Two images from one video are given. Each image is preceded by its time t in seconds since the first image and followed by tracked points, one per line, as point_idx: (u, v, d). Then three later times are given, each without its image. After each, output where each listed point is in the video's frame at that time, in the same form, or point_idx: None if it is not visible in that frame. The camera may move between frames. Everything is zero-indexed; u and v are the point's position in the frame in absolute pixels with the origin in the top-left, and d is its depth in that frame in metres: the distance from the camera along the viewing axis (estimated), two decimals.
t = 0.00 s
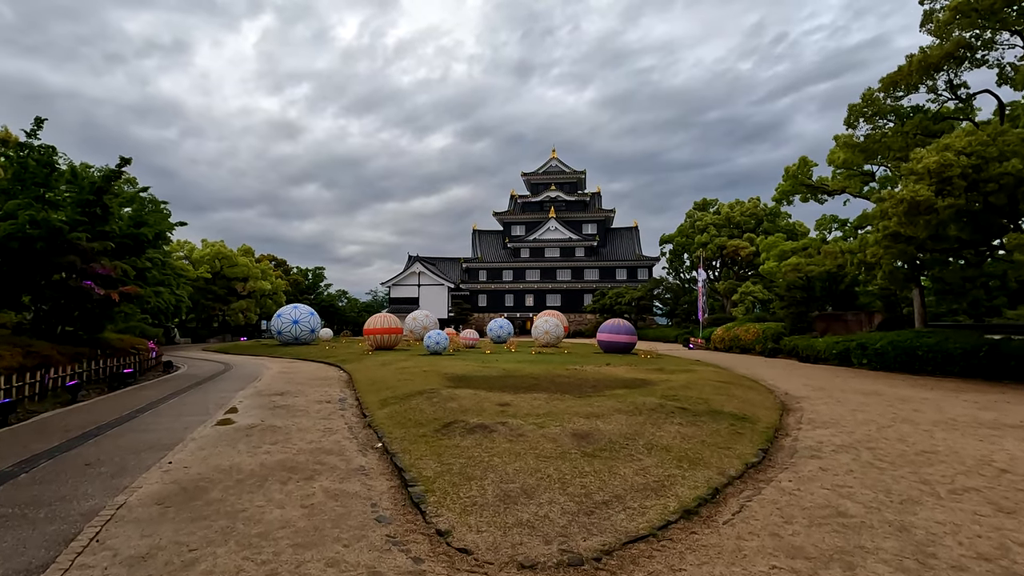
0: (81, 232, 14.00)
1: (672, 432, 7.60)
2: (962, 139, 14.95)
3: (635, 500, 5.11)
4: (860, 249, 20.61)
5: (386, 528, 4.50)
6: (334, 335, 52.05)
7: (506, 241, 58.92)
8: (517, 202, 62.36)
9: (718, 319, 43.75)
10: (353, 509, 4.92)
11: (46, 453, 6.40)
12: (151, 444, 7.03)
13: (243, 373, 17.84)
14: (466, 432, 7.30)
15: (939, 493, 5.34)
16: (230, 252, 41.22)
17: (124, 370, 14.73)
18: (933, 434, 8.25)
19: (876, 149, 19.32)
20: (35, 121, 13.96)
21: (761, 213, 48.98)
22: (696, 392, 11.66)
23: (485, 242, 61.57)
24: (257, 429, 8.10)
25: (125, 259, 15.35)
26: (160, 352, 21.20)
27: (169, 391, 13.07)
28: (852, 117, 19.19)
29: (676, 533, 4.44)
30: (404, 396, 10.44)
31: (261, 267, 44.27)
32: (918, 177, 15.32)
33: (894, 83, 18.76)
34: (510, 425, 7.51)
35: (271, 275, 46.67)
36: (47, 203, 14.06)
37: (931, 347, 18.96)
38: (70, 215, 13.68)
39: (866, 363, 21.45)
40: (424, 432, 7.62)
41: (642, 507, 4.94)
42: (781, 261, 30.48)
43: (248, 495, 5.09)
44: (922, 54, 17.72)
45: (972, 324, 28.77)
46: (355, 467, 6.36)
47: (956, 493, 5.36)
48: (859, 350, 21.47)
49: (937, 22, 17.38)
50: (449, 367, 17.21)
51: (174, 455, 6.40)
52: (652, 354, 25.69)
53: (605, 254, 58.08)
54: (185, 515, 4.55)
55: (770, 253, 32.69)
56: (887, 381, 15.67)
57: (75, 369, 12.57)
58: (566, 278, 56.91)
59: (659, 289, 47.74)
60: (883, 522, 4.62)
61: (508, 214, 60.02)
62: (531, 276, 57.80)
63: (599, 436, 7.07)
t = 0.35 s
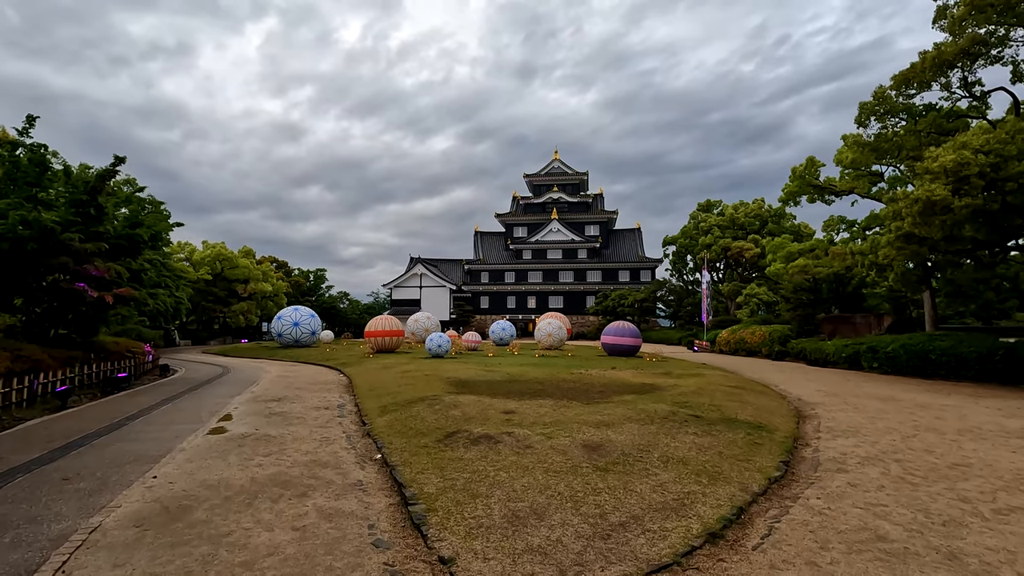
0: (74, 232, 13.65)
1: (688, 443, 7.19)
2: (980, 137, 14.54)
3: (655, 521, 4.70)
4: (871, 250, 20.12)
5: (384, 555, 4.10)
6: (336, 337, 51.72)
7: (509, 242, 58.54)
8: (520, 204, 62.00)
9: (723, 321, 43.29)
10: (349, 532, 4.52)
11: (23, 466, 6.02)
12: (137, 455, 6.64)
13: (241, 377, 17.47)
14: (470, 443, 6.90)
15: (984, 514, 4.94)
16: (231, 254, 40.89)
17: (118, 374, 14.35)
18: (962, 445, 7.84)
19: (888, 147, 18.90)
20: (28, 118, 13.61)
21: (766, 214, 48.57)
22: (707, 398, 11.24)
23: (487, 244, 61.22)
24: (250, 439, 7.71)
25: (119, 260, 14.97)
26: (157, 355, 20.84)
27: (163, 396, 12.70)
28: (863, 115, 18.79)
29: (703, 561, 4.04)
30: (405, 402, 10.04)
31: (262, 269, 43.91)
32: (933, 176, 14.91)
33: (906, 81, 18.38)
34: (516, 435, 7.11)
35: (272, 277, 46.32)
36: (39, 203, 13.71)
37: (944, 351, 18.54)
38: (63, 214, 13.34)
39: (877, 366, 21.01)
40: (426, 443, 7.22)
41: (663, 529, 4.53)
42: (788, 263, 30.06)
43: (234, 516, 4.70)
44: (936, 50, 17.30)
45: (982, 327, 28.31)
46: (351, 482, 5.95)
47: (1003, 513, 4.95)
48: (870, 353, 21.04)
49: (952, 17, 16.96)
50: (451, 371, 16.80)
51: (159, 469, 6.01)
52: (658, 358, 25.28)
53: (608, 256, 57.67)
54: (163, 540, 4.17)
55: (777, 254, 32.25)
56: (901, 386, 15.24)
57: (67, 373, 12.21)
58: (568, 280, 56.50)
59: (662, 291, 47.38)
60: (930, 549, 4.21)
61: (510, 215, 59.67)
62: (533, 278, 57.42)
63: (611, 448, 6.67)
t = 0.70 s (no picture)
0: (65, 232, 13.30)
1: (705, 452, 6.79)
2: (998, 133, 14.14)
3: (678, 540, 4.30)
4: (882, 250, 19.62)
5: None
6: (336, 339, 51.35)
7: (511, 244, 58.16)
8: (521, 205, 61.66)
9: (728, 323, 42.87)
10: (342, 553, 4.12)
11: None
12: (119, 466, 6.23)
13: (239, 380, 17.08)
14: (474, 452, 6.49)
15: None
16: (231, 255, 40.53)
17: (112, 377, 13.95)
18: (992, 454, 7.43)
19: (900, 146, 18.52)
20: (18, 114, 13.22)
21: (770, 215, 48.22)
22: (719, 402, 10.82)
23: (489, 245, 60.85)
24: (241, 447, 7.30)
25: (112, 260, 14.58)
26: (154, 357, 20.47)
27: (156, 400, 12.31)
28: (874, 112, 18.39)
29: None
30: (406, 407, 9.64)
31: (262, 270, 43.53)
32: (949, 173, 14.53)
33: (918, 77, 18.00)
34: (522, 444, 6.71)
35: (273, 278, 45.94)
36: (30, 202, 13.33)
37: (959, 353, 18.10)
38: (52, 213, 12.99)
39: (887, 369, 20.57)
40: (426, 451, 6.82)
41: (687, 550, 4.14)
42: (795, 264, 29.62)
43: (217, 537, 4.28)
44: (950, 46, 16.91)
45: (991, 329, 27.86)
46: (346, 495, 5.54)
47: None
48: (881, 356, 20.60)
49: (967, 12, 16.57)
50: (454, 374, 16.39)
51: (140, 481, 5.60)
52: (663, 360, 24.87)
53: (611, 257, 57.28)
54: (135, 565, 3.76)
55: (783, 255, 31.82)
56: (917, 390, 14.81)
57: (57, 376, 11.83)
58: (570, 281, 56.09)
59: (665, 292, 46.91)
60: None
61: (512, 216, 59.30)
62: (535, 279, 57.02)
63: (623, 458, 6.27)
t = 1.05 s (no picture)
0: (58, 231, 12.97)
1: (726, 463, 6.41)
2: (1018, 130, 13.78)
3: (708, 563, 3.93)
4: (893, 251, 19.19)
5: None
6: (337, 341, 50.97)
7: (513, 245, 57.77)
8: (523, 207, 61.35)
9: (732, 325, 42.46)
10: None
11: None
12: (104, 477, 5.86)
13: (237, 383, 16.69)
14: (482, 463, 6.11)
15: None
16: (232, 256, 40.17)
17: (107, 381, 13.56)
18: None
19: (912, 144, 18.12)
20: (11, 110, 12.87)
21: (775, 216, 47.91)
22: (733, 407, 10.45)
23: (491, 247, 60.53)
24: (236, 455, 6.93)
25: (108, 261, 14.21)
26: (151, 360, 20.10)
27: (151, 404, 11.94)
28: (886, 109, 18.02)
29: None
30: (409, 413, 9.25)
31: (263, 271, 43.17)
32: (967, 171, 14.17)
33: (932, 73, 17.64)
34: (532, 453, 6.34)
35: (274, 280, 45.59)
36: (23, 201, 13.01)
37: (973, 357, 17.71)
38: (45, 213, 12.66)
39: (899, 373, 20.18)
40: (431, 461, 6.45)
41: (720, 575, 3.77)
42: (802, 265, 29.21)
43: (205, 560, 3.91)
44: (964, 42, 16.56)
45: (1002, 331, 27.45)
46: (345, 510, 5.16)
47: None
48: (892, 359, 20.21)
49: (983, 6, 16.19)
50: (457, 377, 16.00)
51: (125, 495, 5.23)
52: (669, 363, 24.50)
53: (613, 259, 56.93)
54: None
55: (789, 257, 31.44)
56: (933, 394, 14.42)
57: (49, 380, 11.46)
58: (572, 283, 55.73)
59: (668, 294, 46.56)
60: None
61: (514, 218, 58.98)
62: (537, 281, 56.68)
63: (641, 469, 5.88)
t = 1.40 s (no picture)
0: (51, 233, 12.64)
1: (750, 478, 6.04)
2: None
3: None
4: (904, 254, 18.76)
5: None
6: (337, 345, 50.59)
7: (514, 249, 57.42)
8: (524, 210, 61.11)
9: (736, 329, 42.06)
10: None
11: None
12: (87, 494, 5.47)
13: (235, 389, 16.31)
14: (491, 478, 5.72)
15: None
16: (231, 260, 39.81)
17: (100, 387, 13.17)
18: None
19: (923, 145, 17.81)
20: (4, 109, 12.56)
21: (778, 219, 47.62)
22: (747, 415, 10.07)
23: (492, 250, 60.21)
24: (229, 469, 6.54)
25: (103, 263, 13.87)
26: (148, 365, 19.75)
27: (145, 412, 11.57)
28: (897, 109, 17.72)
29: None
30: (412, 421, 8.89)
31: (263, 275, 42.81)
32: (983, 172, 13.87)
33: (943, 73, 17.34)
34: (544, 467, 5.96)
35: (274, 283, 45.24)
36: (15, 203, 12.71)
37: (988, 362, 17.36)
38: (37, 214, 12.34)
39: (909, 378, 19.86)
40: (437, 475, 6.07)
41: None
42: (809, 269, 28.88)
43: None
44: (977, 41, 16.25)
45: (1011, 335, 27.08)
46: (346, 532, 4.77)
47: None
48: (902, 364, 19.89)
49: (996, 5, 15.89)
50: (460, 383, 15.61)
51: (106, 516, 4.84)
52: (674, 368, 24.13)
53: (614, 263, 56.61)
54: None
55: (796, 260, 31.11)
56: (949, 401, 14.03)
57: (39, 386, 11.07)
58: (573, 287, 55.37)
59: (670, 298, 46.22)
60: None
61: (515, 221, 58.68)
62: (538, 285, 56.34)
63: (663, 485, 5.49)
